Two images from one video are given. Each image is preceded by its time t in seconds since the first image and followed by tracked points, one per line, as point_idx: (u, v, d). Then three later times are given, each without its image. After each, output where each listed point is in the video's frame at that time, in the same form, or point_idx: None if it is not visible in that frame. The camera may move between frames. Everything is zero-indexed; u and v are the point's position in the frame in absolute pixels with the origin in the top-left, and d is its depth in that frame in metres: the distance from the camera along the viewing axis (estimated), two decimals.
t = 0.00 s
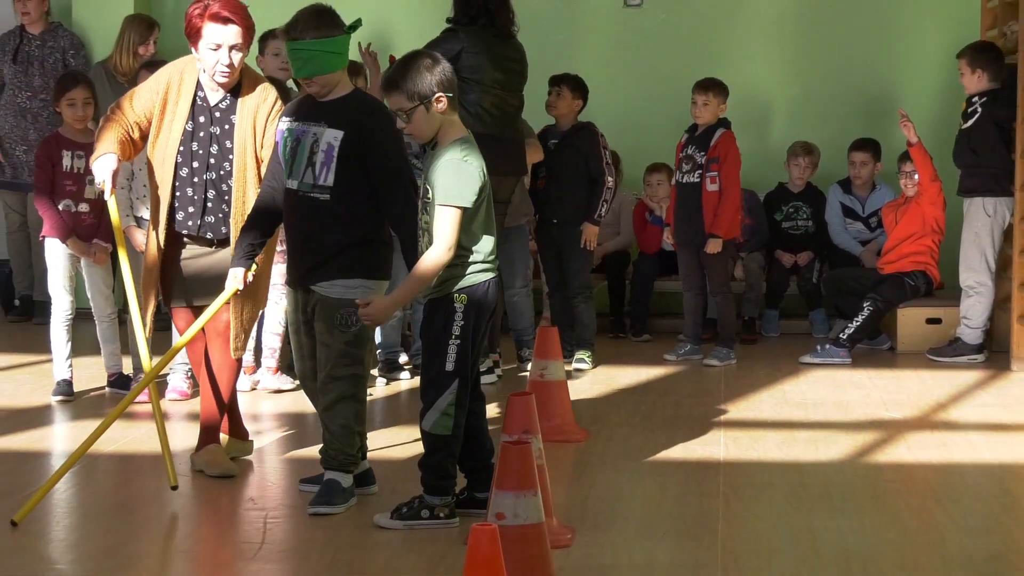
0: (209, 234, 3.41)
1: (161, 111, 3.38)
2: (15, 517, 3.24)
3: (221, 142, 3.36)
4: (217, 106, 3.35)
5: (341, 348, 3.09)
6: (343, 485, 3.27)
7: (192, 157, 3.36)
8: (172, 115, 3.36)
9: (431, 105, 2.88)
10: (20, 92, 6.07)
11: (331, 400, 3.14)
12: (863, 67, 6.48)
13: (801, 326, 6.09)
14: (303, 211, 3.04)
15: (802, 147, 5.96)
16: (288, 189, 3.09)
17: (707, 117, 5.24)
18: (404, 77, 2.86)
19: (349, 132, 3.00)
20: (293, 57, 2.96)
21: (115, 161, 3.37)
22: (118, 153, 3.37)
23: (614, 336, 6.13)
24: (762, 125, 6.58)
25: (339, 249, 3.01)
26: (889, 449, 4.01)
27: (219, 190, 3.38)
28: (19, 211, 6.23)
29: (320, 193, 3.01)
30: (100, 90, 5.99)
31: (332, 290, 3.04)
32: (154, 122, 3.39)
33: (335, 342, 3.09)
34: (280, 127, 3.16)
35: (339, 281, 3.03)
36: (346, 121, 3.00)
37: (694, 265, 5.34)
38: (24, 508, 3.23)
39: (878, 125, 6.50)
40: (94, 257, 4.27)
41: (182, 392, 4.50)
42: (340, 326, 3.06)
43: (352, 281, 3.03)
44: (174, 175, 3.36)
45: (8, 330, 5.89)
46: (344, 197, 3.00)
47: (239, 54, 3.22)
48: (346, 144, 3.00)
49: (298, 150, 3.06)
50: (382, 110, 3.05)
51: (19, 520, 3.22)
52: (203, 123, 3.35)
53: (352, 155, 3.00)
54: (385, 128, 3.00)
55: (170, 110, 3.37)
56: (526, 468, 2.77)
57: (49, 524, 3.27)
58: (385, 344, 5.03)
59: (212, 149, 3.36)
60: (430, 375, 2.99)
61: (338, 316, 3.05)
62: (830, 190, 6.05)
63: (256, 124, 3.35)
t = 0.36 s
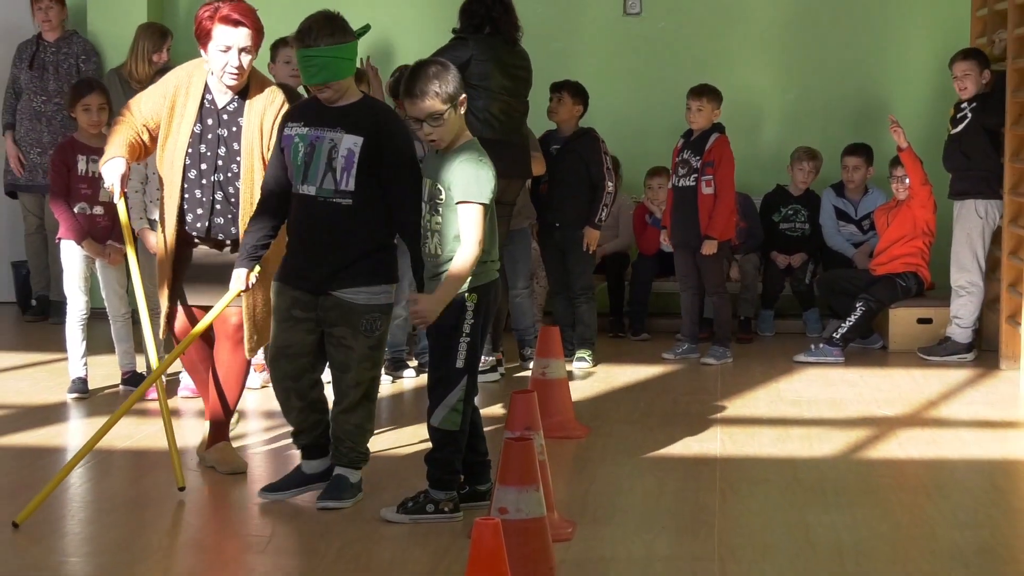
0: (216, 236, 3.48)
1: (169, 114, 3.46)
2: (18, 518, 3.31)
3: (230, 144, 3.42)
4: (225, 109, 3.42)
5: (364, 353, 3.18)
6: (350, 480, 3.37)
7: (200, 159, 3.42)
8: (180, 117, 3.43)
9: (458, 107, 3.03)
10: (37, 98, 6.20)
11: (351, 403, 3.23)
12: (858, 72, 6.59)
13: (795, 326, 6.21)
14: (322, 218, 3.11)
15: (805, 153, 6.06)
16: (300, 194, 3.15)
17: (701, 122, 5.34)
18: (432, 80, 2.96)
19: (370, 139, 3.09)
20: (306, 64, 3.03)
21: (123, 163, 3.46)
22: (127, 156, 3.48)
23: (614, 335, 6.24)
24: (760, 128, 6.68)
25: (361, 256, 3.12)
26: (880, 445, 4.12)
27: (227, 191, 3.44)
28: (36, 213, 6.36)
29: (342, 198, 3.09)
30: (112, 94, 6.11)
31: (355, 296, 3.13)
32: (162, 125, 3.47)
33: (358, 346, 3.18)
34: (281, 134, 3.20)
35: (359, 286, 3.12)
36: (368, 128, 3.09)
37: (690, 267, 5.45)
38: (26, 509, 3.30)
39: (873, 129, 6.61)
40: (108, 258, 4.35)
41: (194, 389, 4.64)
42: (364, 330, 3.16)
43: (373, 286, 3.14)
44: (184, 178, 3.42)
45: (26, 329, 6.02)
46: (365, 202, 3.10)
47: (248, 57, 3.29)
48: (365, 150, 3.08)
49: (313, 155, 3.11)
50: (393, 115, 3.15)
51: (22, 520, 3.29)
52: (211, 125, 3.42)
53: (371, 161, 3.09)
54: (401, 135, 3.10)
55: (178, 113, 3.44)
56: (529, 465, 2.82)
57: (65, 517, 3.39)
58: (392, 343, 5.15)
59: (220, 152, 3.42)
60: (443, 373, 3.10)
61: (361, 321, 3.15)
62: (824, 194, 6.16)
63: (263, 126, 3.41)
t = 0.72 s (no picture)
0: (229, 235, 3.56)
1: (181, 115, 3.53)
2: None
3: (242, 146, 3.51)
4: (237, 111, 3.51)
5: (362, 355, 3.25)
6: (354, 476, 3.48)
7: (213, 160, 3.52)
8: (192, 119, 3.52)
9: (472, 112, 3.10)
10: (50, 105, 6.31)
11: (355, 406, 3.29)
12: (851, 77, 6.70)
13: (789, 327, 6.32)
14: (311, 226, 3.15)
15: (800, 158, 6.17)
16: (286, 203, 3.18)
17: (702, 128, 5.45)
18: (449, 87, 3.04)
19: (354, 146, 3.16)
20: (290, 74, 3.08)
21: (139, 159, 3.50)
22: (141, 153, 3.52)
23: (613, 335, 6.34)
24: (755, 132, 6.79)
25: (351, 263, 3.18)
26: (872, 443, 4.23)
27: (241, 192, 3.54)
28: (50, 218, 6.47)
29: (331, 205, 3.15)
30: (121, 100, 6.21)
31: (347, 300, 3.19)
32: (174, 125, 3.54)
33: (357, 349, 3.24)
34: (260, 144, 3.22)
35: (351, 291, 3.18)
36: (351, 135, 3.16)
37: (687, 268, 5.56)
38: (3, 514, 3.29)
39: (867, 132, 6.72)
40: (120, 260, 4.49)
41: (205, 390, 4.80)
42: (359, 333, 3.23)
43: (363, 291, 3.20)
44: (196, 177, 3.52)
45: (39, 330, 6.12)
46: (352, 209, 3.17)
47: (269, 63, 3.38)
48: (352, 157, 3.16)
49: (298, 164, 3.15)
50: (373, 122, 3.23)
51: None
52: (223, 127, 3.51)
53: (357, 167, 3.17)
54: (382, 142, 3.19)
55: (191, 115, 3.52)
56: (530, 462, 2.89)
57: (78, 513, 3.49)
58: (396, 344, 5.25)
59: (232, 153, 3.52)
60: (450, 374, 3.19)
61: (356, 324, 3.22)
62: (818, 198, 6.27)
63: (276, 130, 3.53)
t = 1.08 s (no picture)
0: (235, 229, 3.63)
1: (178, 115, 3.54)
2: None
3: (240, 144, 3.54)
4: (233, 110, 3.54)
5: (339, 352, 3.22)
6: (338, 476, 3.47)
7: (213, 158, 3.56)
8: (191, 119, 3.53)
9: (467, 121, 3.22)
10: (62, 113, 6.43)
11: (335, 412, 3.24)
12: (843, 84, 6.82)
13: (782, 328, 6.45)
14: (287, 229, 3.14)
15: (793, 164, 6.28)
16: (261, 208, 3.16)
17: (697, 135, 5.55)
18: (448, 99, 3.14)
19: (325, 149, 3.15)
20: (264, 81, 3.08)
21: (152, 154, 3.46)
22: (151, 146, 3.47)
23: (610, 337, 6.43)
24: (749, 137, 6.90)
25: (325, 263, 3.16)
26: (863, 442, 4.33)
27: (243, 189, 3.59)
28: (62, 224, 6.59)
29: (306, 208, 3.14)
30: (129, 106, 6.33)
31: (325, 299, 3.17)
32: (171, 125, 3.54)
33: (332, 347, 3.21)
34: (234, 149, 3.20)
35: (327, 290, 3.17)
36: (322, 139, 3.16)
37: (684, 271, 5.65)
38: None
39: (859, 137, 6.83)
40: (129, 265, 4.55)
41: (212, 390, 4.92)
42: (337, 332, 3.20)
43: (339, 291, 3.18)
44: (199, 176, 3.56)
45: (51, 332, 6.24)
46: (326, 210, 3.16)
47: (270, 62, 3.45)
48: (326, 160, 3.15)
49: (273, 169, 3.13)
50: (344, 126, 3.23)
51: None
52: (221, 126, 3.54)
53: (330, 169, 3.16)
54: (352, 145, 3.19)
55: (189, 115, 3.54)
56: (529, 460, 2.98)
57: (90, 510, 3.59)
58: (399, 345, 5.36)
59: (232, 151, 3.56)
60: (449, 377, 3.27)
61: (333, 323, 3.19)
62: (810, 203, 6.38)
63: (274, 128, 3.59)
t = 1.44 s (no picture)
0: (200, 226, 3.61)
1: (133, 122, 3.54)
2: None
3: (197, 142, 3.57)
4: (188, 111, 3.57)
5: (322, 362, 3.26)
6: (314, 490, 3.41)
7: (172, 159, 3.55)
8: (146, 123, 3.53)
9: (451, 136, 3.20)
10: (72, 122, 6.54)
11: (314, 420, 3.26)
12: (835, 91, 6.92)
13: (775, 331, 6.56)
14: (278, 239, 3.19)
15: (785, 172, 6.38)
16: (256, 217, 3.21)
17: (687, 143, 5.67)
18: (429, 104, 3.13)
19: (322, 161, 3.19)
20: (264, 93, 3.14)
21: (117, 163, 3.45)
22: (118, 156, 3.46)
23: (607, 340, 6.53)
24: (743, 144, 7.00)
25: (314, 273, 3.20)
26: (854, 442, 4.44)
27: (204, 186, 3.58)
28: (72, 230, 6.70)
29: (297, 219, 3.18)
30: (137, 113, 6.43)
31: (312, 309, 3.20)
32: (128, 132, 3.54)
33: (313, 356, 3.24)
34: (234, 157, 3.27)
35: (314, 300, 3.20)
36: (321, 151, 3.20)
37: (675, 275, 5.76)
38: None
39: (851, 143, 6.94)
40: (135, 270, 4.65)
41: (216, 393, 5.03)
42: (316, 343, 3.23)
43: (327, 301, 3.22)
44: (159, 178, 3.54)
45: (60, 336, 6.35)
46: (319, 220, 3.20)
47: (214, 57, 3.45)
48: (320, 172, 3.19)
49: (267, 179, 3.19)
50: (343, 138, 3.27)
51: None
52: (178, 127, 3.55)
53: (325, 181, 3.20)
54: (349, 158, 3.23)
55: (142, 120, 3.54)
56: (529, 461, 3.07)
57: (99, 510, 3.66)
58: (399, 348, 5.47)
59: (190, 150, 3.56)
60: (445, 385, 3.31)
61: (316, 332, 3.22)
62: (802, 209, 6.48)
63: (228, 121, 3.60)
